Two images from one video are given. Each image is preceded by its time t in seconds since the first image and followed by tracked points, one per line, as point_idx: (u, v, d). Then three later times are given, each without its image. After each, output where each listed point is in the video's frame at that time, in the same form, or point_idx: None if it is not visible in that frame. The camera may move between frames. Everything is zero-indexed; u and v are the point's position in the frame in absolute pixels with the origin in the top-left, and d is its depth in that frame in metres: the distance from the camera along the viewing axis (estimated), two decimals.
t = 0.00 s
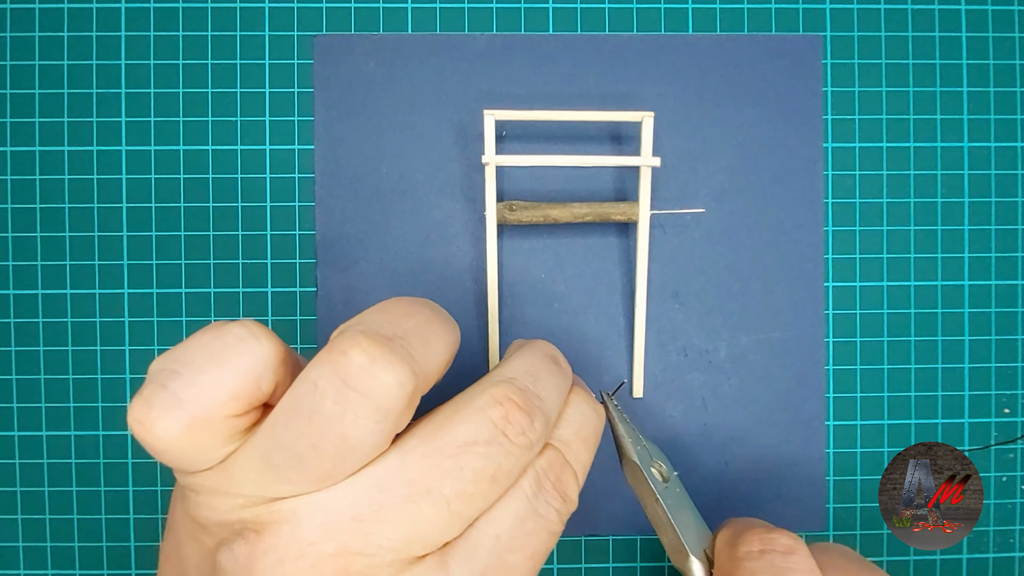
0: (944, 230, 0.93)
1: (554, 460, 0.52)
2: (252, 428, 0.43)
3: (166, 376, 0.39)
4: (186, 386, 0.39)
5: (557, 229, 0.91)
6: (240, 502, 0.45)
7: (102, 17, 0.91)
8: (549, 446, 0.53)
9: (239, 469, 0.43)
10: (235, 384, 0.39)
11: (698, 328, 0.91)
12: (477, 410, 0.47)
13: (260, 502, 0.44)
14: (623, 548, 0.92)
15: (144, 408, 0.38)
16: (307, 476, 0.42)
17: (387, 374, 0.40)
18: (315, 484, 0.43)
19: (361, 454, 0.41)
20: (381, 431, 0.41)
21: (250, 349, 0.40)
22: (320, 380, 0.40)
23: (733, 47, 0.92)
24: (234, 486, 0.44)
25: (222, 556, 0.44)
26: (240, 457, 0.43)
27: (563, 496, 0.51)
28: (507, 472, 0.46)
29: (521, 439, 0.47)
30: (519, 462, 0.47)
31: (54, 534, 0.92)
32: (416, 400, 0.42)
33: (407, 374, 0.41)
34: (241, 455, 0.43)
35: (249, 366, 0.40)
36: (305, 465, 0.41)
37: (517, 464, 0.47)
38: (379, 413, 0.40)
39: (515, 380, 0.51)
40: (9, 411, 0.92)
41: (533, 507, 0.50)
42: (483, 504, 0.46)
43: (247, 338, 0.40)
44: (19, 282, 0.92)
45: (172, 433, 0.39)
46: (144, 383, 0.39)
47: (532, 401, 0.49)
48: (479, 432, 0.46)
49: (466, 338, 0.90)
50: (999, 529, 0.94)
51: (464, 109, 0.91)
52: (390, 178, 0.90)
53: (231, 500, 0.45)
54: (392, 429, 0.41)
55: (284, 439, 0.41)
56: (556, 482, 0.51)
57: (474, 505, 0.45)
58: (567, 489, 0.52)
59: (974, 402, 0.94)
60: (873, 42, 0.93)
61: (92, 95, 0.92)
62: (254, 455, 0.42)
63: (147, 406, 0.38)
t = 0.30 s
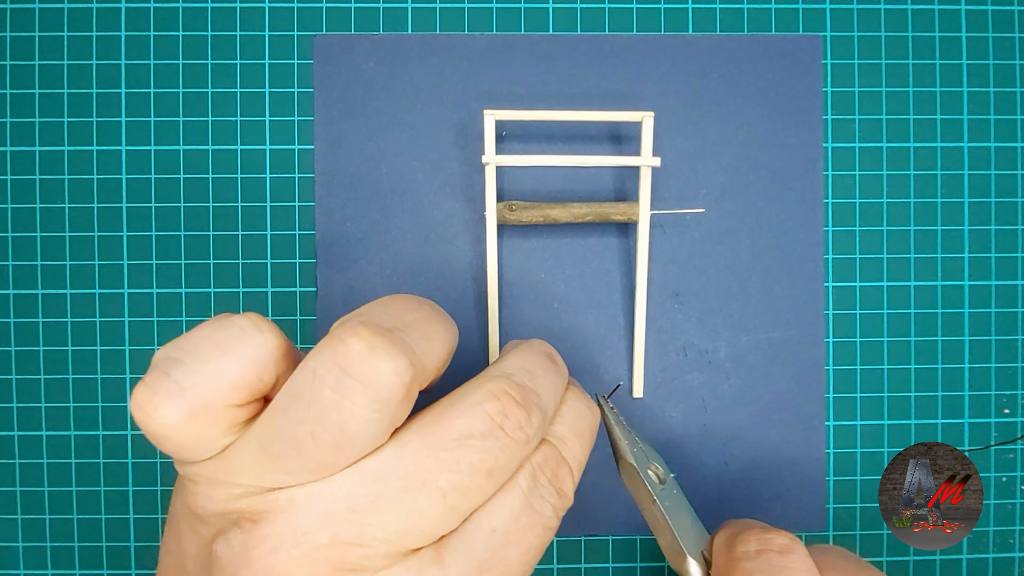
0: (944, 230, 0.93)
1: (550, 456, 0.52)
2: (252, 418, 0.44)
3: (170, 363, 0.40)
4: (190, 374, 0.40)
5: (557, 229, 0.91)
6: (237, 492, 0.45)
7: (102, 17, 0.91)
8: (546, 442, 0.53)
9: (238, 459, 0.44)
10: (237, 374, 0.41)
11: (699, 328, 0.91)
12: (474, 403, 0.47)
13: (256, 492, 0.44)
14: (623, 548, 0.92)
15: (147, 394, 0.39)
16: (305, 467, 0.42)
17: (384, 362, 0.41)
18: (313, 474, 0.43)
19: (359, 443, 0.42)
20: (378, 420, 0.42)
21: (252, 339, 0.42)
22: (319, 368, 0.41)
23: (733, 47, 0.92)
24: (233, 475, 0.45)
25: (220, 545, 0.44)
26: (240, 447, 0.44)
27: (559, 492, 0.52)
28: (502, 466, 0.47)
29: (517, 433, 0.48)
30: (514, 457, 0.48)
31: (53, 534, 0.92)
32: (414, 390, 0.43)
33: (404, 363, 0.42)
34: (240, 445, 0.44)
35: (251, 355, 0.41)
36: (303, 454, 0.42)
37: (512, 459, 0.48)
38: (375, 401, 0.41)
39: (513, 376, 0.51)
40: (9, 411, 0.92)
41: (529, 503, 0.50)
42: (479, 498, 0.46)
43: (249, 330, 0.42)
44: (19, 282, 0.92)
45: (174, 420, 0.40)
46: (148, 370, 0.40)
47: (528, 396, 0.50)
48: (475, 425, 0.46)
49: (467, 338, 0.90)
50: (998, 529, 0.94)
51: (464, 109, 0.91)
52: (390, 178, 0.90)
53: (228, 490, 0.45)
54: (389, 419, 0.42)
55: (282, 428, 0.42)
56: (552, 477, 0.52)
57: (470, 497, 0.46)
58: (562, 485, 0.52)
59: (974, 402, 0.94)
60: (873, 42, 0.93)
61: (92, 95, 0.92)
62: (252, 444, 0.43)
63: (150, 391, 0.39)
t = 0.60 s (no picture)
0: (944, 230, 0.93)
1: (491, 445, 0.51)
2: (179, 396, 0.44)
3: (96, 336, 0.40)
4: (117, 347, 0.40)
5: (557, 229, 0.91)
6: (154, 472, 0.45)
7: (102, 17, 0.91)
8: (487, 430, 0.52)
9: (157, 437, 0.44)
10: (166, 351, 0.41)
11: (699, 328, 0.91)
12: (403, 384, 0.47)
13: (171, 471, 0.45)
14: (623, 548, 0.92)
15: (69, 365, 0.40)
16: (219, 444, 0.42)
17: (299, 335, 0.40)
18: (227, 452, 0.43)
19: (273, 419, 0.41)
20: (292, 394, 0.41)
21: (182, 316, 0.42)
22: (234, 341, 0.41)
23: (733, 47, 0.91)
24: (151, 455, 0.45)
25: (137, 524, 0.45)
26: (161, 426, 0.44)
27: (500, 484, 0.50)
28: (429, 450, 0.46)
29: (447, 416, 0.47)
30: (444, 441, 0.47)
31: (53, 534, 0.92)
32: (332, 366, 0.42)
33: (323, 337, 0.41)
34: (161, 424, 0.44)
35: (180, 332, 0.42)
36: (217, 430, 0.41)
37: (442, 443, 0.47)
38: (290, 374, 0.40)
39: (449, 359, 0.51)
40: (9, 411, 0.92)
41: (464, 492, 0.48)
42: (404, 481, 0.45)
43: (182, 308, 0.42)
44: (18, 281, 0.92)
45: (95, 392, 0.40)
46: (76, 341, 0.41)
47: (462, 379, 0.49)
48: (402, 406, 0.46)
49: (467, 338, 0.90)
50: (998, 529, 0.94)
51: (463, 109, 0.90)
52: (389, 178, 0.90)
53: (144, 469, 0.46)
54: (307, 395, 0.42)
55: (198, 403, 0.41)
56: (494, 468, 0.50)
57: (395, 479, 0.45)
58: (504, 476, 0.50)
59: (974, 402, 0.94)
60: (874, 42, 0.93)
61: (92, 95, 0.92)
62: (171, 422, 0.43)
63: (73, 363, 0.40)
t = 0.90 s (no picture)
0: (944, 230, 0.93)
1: (476, 444, 0.51)
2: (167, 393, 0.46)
3: (94, 329, 0.43)
4: (110, 341, 0.42)
5: (557, 229, 0.91)
6: (136, 467, 0.46)
7: (102, 17, 0.91)
8: (470, 429, 0.52)
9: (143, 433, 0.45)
10: (157, 346, 0.43)
11: (699, 328, 0.91)
12: (389, 382, 0.46)
13: (155, 468, 0.45)
14: (623, 548, 0.92)
15: (66, 356, 0.42)
16: (203, 441, 0.43)
17: (288, 332, 0.41)
18: (211, 449, 0.43)
19: (258, 416, 0.42)
20: (279, 391, 0.41)
21: (177, 314, 0.44)
22: (223, 336, 0.41)
23: (733, 47, 0.92)
24: (135, 451, 0.46)
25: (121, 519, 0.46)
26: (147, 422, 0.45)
27: (485, 482, 0.50)
28: (416, 449, 0.46)
29: (434, 416, 0.47)
30: (431, 440, 0.47)
31: (53, 533, 0.92)
32: (320, 364, 0.42)
33: (311, 335, 0.41)
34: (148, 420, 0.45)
35: (173, 329, 0.44)
36: (202, 426, 0.42)
37: (429, 442, 0.46)
38: (278, 372, 0.41)
39: (435, 358, 0.51)
40: (9, 411, 0.92)
41: (448, 490, 0.48)
42: (389, 481, 0.45)
43: (178, 306, 0.44)
44: (18, 281, 0.92)
45: (85, 384, 0.42)
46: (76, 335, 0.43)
47: (448, 378, 0.49)
48: (388, 405, 0.45)
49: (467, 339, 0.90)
50: (998, 529, 0.94)
51: (463, 110, 0.91)
52: (389, 178, 0.90)
53: (128, 465, 0.46)
54: (293, 393, 0.42)
55: (182, 396, 0.42)
56: (478, 466, 0.50)
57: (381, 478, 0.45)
58: (489, 473, 0.50)
59: (974, 403, 0.94)
60: (873, 42, 0.93)
61: (92, 95, 0.92)
62: (156, 417, 0.44)
63: (68, 354, 0.42)
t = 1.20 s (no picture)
0: (944, 230, 0.93)
1: (447, 441, 0.50)
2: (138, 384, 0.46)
3: (68, 317, 0.43)
4: (84, 330, 0.42)
5: (557, 229, 0.91)
6: (102, 458, 0.46)
7: (102, 17, 0.91)
8: (442, 427, 0.52)
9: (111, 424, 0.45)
10: (130, 336, 0.43)
11: (699, 328, 0.91)
12: (358, 376, 0.46)
13: (120, 458, 0.45)
14: (623, 548, 0.92)
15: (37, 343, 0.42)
16: (169, 431, 0.43)
17: (258, 322, 0.41)
18: (178, 440, 0.43)
19: (224, 405, 0.42)
20: (247, 379, 0.42)
21: (153, 306, 0.44)
22: (192, 324, 0.42)
23: (733, 47, 0.91)
24: (102, 441, 0.46)
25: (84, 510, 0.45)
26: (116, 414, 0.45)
27: (455, 480, 0.50)
28: (383, 445, 0.45)
29: (402, 411, 0.47)
30: (399, 436, 0.46)
31: (54, 533, 0.92)
32: (289, 355, 0.43)
33: (280, 326, 0.42)
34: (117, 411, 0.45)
35: (148, 320, 0.43)
36: (169, 414, 0.42)
37: (396, 438, 0.46)
38: (246, 360, 0.42)
39: (406, 354, 0.51)
40: (9, 411, 0.92)
41: (416, 488, 0.48)
42: (355, 477, 0.45)
43: (154, 297, 0.44)
44: (18, 282, 0.92)
45: (58, 371, 0.42)
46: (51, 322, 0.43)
47: (417, 373, 0.49)
48: (356, 399, 0.45)
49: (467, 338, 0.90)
50: (999, 529, 0.94)
51: (463, 109, 0.90)
52: (389, 178, 0.90)
53: (93, 455, 0.46)
54: (261, 383, 0.42)
55: (151, 384, 0.42)
56: (449, 463, 0.50)
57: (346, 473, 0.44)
58: (460, 470, 0.50)
59: (974, 402, 0.94)
60: (874, 42, 0.92)
61: (92, 95, 0.92)
62: (125, 408, 0.44)
63: (42, 342, 0.42)
